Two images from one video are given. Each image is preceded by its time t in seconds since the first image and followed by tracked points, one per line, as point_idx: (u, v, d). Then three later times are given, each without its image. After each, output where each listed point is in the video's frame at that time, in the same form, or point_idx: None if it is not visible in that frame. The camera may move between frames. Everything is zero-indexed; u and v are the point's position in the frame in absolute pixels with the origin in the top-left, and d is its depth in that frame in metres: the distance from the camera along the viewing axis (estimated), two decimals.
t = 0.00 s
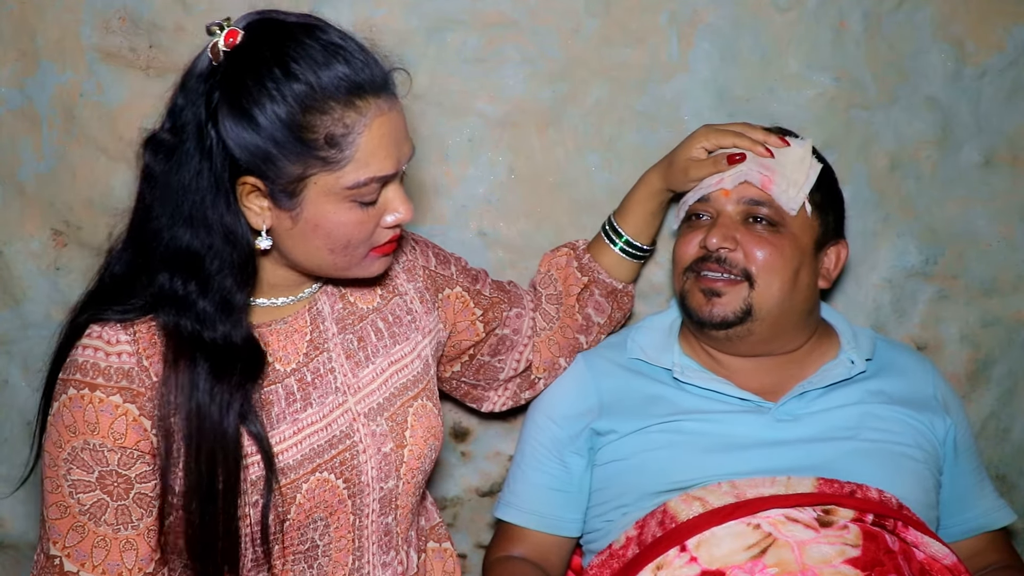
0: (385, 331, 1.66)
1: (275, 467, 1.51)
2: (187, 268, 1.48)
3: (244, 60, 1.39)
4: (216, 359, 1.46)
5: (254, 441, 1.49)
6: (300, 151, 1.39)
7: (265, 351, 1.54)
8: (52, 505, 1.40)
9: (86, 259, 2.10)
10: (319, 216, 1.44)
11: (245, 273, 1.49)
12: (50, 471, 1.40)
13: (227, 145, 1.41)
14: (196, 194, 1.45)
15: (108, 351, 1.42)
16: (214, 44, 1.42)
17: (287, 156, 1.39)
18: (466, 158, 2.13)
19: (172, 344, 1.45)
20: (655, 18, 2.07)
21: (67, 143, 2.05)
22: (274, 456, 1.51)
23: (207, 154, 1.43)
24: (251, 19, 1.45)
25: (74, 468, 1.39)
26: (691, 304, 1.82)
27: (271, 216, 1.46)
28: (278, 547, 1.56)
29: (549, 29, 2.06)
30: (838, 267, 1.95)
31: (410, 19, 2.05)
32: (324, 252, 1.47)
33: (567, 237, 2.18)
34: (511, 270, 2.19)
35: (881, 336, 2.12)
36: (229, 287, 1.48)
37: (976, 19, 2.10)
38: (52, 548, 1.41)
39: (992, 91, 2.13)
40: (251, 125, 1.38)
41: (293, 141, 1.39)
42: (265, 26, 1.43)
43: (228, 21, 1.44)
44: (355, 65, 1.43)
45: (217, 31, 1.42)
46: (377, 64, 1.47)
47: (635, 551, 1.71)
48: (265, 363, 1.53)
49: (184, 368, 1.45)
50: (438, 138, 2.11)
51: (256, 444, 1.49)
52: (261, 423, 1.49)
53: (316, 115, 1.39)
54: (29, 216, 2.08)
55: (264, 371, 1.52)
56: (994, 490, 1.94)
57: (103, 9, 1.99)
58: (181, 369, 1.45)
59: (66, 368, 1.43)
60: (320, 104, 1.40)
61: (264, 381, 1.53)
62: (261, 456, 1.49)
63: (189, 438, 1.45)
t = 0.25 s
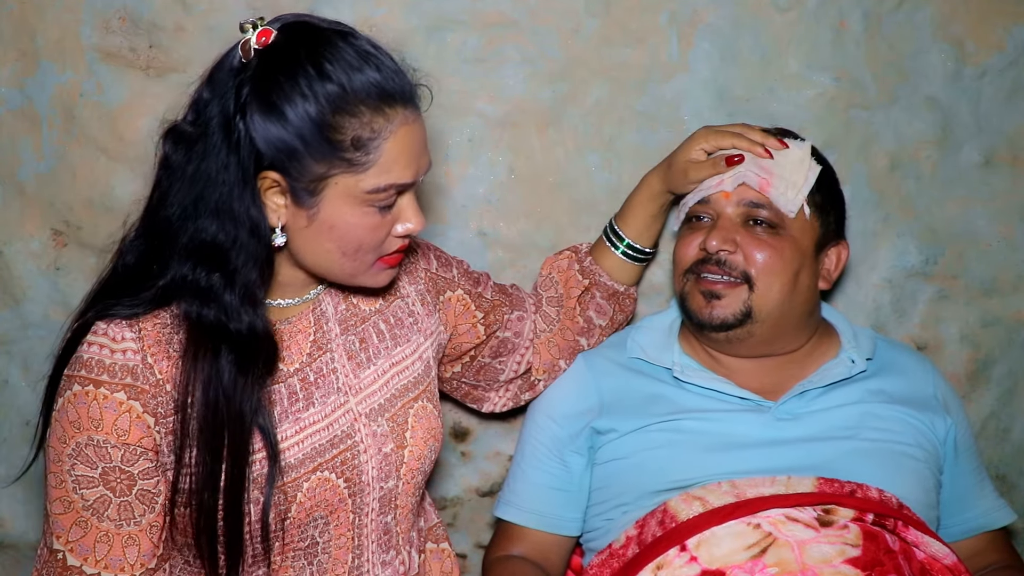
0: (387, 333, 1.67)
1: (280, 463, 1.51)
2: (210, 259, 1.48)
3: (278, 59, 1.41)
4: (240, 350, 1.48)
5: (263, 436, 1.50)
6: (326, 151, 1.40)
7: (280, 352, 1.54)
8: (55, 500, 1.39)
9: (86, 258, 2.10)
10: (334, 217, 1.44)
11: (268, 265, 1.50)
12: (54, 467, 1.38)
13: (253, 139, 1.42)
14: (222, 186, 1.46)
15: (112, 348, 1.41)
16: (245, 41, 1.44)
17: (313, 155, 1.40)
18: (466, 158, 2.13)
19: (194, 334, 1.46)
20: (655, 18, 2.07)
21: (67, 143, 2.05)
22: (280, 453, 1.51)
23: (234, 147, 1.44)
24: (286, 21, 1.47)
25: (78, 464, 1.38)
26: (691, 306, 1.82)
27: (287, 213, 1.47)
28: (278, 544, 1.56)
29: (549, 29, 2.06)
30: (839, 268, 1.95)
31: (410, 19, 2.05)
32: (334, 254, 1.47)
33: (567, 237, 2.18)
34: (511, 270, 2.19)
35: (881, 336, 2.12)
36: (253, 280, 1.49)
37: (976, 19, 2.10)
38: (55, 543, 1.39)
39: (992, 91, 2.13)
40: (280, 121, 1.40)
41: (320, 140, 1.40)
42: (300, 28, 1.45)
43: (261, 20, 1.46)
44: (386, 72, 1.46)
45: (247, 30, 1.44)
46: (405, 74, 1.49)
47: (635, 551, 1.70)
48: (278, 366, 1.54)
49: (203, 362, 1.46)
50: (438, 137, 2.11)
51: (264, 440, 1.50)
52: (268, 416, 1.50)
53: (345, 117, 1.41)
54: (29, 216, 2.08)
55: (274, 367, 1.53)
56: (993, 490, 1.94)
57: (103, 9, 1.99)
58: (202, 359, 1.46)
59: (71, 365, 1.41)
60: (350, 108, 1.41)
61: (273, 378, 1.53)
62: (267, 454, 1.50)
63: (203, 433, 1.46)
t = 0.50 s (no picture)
0: (389, 334, 1.67)
1: (287, 460, 1.51)
2: (223, 248, 1.49)
3: (287, 45, 1.42)
4: (254, 337, 1.49)
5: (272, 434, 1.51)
6: (339, 131, 1.41)
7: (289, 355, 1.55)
8: (58, 498, 1.39)
9: (86, 258, 2.10)
10: (346, 199, 1.44)
11: (280, 251, 1.50)
12: (57, 466, 1.39)
13: (265, 123, 1.41)
14: (233, 175, 1.46)
15: (117, 347, 1.41)
16: (249, 37, 1.45)
17: (327, 135, 1.41)
18: (466, 158, 2.13)
19: (208, 324, 1.47)
20: (655, 18, 2.07)
21: (67, 143, 2.05)
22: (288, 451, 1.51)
23: (244, 135, 1.44)
24: (291, 13, 1.49)
25: (81, 463, 1.38)
26: (691, 307, 1.82)
27: (299, 201, 1.46)
28: (280, 545, 1.56)
29: (549, 29, 2.06)
30: (840, 269, 1.95)
31: (410, 19, 2.05)
32: (347, 240, 1.46)
33: (567, 237, 2.18)
34: (511, 270, 2.19)
35: (881, 335, 2.12)
36: (265, 265, 1.50)
37: (976, 19, 2.10)
38: (57, 542, 1.39)
39: (992, 91, 2.13)
40: (293, 103, 1.40)
41: (333, 120, 1.41)
42: (306, 17, 1.46)
43: (265, 19, 1.47)
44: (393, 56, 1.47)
45: (251, 26, 1.45)
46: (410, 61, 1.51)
47: (635, 551, 1.70)
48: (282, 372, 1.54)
49: (214, 348, 1.46)
50: (439, 137, 2.11)
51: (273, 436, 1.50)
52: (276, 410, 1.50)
53: (357, 97, 1.42)
54: (29, 216, 2.08)
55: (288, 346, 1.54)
56: (994, 490, 1.94)
57: (103, 8, 1.99)
58: (216, 349, 1.46)
59: (74, 363, 1.41)
60: (362, 89, 1.43)
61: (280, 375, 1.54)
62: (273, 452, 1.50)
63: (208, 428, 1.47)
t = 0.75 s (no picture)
0: (391, 332, 1.66)
1: (293, 457, 1.52)
2: (229, 249, 1.49)
3: (281, 42, 1.42)
4: (265, 335, 1.49)
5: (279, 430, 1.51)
6: (340, 124, 1.42)
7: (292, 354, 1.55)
8: (60, 498, 1.39)
9: (86, 258, 2.10)
10: (350, 192, 1.45)
11: (286, 250, 1.50)
12: (59, 466, 1.39)
13: (265, 122, 1.41)
14: (238, 176, 1.45)
15: (119, 346, 1.41)
16: (237, 38, 1.44)
17: (329, 129, 1.41)
18: (466, 158, 2.13)
19: (217, 324, 1.48)
20: (655, 18, 2.07)
21: (67, 143, 2.05)
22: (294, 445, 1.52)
23: (245, 135, 1.43)
24: (280, 9, 1.48)
25: (83, 463, 1.38)
26: (691, 308, 1.82)
27: (303, 198, 1.47)
28: (282, 544, 1.56)
29: (549, 29, 2.06)
30: (841, 270, 1.95)
31: (410, 19, 2.05)
32: (352, 233, 1.47)
33: (567, 236, 2.18)
34: (511, 270, 2.19)
35: (881, 335, 2.12)
36: (272, 264, 1.50)
37: (976, 19, 2.10)
38: (59, 542, 1.40)
39: (992, 91, 2.13)
40: (292, 100, 1.40)
41: (333, 114, 1.41)
42: (297, 13, 1.46)
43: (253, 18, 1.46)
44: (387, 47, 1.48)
45: (240, 26, 1.44)
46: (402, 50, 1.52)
47: (635, 551, 1.70)
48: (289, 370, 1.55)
49: (224, 348, 1.47)
50: (439, 137, 2.11)
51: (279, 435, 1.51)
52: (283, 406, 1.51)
53: (355, 90, 1.43)
54: (29, 216, 2.08)
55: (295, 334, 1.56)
56: (994, 490, 1.94)
57: (103, 8, 1.99)
58: (227, 351, 1.47)
59: (77, 363, 1.41)
60: (359, 81, 1.43)
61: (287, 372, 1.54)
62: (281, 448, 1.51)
63: (209, 427, 1.47)
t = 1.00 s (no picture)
0: (389, 330, 1.66)
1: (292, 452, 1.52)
2: (209, 259, 1.50)
3: (257, 54, 1.42)
4: (245, 347, 1.48)
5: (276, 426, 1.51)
6: (316, 135, 1.41)
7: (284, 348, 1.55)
8: (59, 493, 1.39)
9: (86, 259, 2.11)
10: (335, 200, 1.45)
11: (266, 261, 1.51)
12: (58, 461, 1.40)
13: (245, 136, 1.42)
14: (217, 187, 1.47)
15: (117, 342, 1.42)
16: (225, 43, 1.44)
17: (305, 141, 1.41)
18: (466, 158, 2.13)
19: (199, 335, 1.47)
20: (655, 18, 2.07)
21: (67, 143, 2.05)
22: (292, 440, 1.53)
23: (224, 146, 1.44)
24: (261, 16, 1.48)
25: (82, 457, 1.39)
26: (691, 309, 1.82)
27: (289, 205, 1.47)
28: (280, 540, 1.56)
29: (548, 29, 2.06)
30: (841, 270, 1.95)
31: (410, 19, 2.05)
32: (341, 237, 1.48)
33: (566, 236, 2.18)
34: (511, 270, 2.19)
35: (881, 336, 2.12)
36: (252, 274, 1.50)
37: (976, 19, 2.10)
38: (59, 536, 1.40)
39: (992, 91, 2.13)
40: (269, 113, 1.40)
41: (309, 126, 1.41)
42: (274, 21, 1.45)
43: (238, 22, 1.46)
44: (364, 50, 1.45)
45: (224, 33, 1.45)
46: (384, 51, 1.49)
47: (635, 551, 1.70)
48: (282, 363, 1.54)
49: (209, 357, 1.47)
50: (438, 137, 2.11)
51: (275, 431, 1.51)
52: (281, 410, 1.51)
53: (331, 99, 1.41)
54: (29, 216, 2.08)
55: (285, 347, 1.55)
56: (994, 490, 1.94)
57: (103, 9, 1.99)
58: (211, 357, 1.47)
59: (76, 359, 1.42)
60: (335, 90, 1.42)
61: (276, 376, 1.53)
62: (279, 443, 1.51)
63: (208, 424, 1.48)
